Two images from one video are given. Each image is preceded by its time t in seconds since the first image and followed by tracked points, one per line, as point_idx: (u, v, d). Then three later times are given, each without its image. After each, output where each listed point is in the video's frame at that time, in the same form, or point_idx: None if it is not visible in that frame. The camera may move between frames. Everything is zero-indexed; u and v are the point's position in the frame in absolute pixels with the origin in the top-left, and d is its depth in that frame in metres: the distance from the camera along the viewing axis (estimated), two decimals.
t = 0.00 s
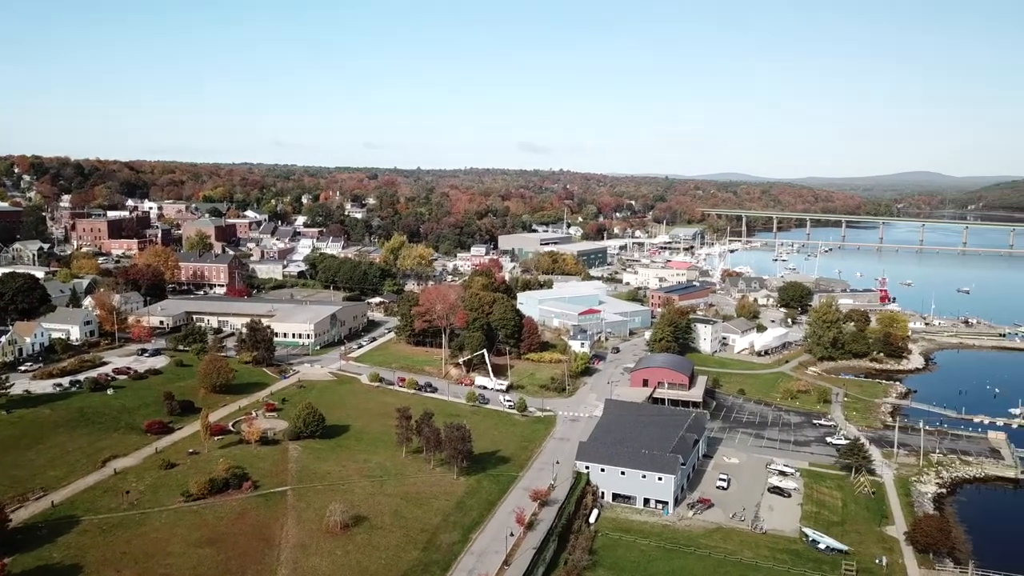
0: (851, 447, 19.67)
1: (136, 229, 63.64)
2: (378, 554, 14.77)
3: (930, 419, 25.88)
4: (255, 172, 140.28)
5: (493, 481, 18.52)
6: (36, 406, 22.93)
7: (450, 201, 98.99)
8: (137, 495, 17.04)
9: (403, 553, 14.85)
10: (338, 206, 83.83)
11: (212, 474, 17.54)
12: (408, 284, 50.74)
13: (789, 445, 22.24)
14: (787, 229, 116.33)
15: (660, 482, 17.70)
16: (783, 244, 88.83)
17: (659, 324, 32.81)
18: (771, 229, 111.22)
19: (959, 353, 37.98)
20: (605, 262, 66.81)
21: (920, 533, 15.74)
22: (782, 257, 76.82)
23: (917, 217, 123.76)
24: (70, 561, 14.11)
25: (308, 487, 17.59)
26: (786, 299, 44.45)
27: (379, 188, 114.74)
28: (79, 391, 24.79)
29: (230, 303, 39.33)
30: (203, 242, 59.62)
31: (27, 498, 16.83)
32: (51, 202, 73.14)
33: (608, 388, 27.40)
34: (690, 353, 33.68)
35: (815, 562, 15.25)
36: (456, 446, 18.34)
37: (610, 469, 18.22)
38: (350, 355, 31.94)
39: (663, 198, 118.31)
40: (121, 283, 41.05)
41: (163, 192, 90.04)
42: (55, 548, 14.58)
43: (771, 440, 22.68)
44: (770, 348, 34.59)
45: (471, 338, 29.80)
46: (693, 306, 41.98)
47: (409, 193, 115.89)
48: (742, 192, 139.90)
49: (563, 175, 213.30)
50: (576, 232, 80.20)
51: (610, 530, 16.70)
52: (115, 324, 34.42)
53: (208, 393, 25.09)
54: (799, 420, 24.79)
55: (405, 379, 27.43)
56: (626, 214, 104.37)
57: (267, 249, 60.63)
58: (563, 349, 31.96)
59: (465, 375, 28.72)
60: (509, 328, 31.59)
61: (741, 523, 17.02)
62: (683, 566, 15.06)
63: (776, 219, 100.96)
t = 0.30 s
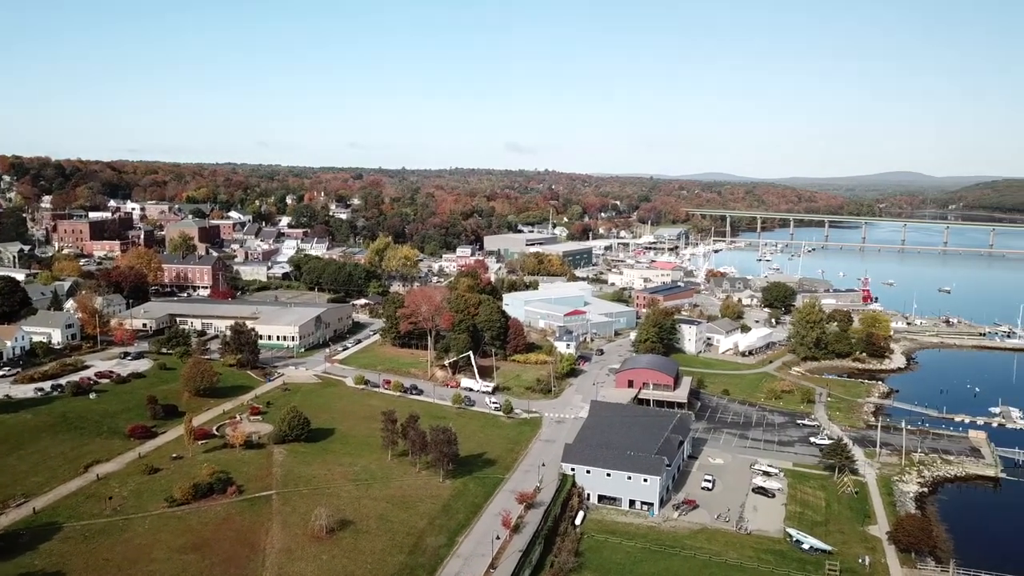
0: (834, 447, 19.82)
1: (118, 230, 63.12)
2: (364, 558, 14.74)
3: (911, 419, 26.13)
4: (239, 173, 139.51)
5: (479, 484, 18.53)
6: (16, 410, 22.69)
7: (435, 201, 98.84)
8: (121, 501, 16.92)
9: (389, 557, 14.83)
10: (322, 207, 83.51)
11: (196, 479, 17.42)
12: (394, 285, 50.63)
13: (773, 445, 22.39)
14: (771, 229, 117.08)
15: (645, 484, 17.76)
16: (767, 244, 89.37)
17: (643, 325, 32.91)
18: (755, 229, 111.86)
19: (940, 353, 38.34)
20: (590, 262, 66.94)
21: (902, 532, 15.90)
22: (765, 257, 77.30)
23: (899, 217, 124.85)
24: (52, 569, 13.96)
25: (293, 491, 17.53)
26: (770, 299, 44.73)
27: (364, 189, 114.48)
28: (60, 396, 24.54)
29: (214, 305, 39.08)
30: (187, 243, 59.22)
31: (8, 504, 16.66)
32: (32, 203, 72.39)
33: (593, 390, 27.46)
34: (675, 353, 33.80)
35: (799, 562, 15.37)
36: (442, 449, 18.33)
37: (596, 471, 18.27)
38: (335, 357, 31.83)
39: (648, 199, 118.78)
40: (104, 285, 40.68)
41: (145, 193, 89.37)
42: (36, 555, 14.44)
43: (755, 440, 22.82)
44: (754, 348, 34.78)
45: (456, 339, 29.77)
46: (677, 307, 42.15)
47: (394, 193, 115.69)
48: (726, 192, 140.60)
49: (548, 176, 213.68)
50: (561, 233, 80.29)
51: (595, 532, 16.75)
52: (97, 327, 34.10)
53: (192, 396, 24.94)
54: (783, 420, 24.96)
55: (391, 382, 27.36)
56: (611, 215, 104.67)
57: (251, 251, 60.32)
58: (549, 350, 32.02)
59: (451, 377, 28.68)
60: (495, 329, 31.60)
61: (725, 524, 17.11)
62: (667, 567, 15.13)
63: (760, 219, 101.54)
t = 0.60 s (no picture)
0: (816, 447, 19.97)
1: (98, 232, 62.47)
2: (349, 563, 14.70)
3: (892, 418, 26.39)
4: (221, 172, 138.51)
5: (464, 487, 18.53)
6: None
7: (420, 201, 98.66)
8: (102, 507, 16.77)
9: (374, 561, 14.80)
10: (306, 207, 83.12)
11: (179, 485, 17.30)
12: (378, 287, 50.51)
13: (757, 445, 22.53)
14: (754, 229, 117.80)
15: (630, 485, 17.83)
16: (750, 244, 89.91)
17: (628, 326, 33.01)
18: (738, 229, 112.50)
19: (920, 352, 38.71)
20: (574, 263, 67.05)
21: (883, 532, 16.05)
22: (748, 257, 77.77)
23: (879, 217, 125.97)
24: None
25: (277, 496, 17.45)
26: (753, 300, 45.01)
27: (347, 189, 114.05)
28: (40, 400, 24.27)
29: (197, 307, 38.79)
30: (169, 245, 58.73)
31: None
32: (11, 203, 71.51)
33: (578, 391, 27.52)
34: (659, 354, 33.92)
35: (782, 562, 15.48)
36: (427, 452, 18.31)
37: (581, 473, 18.31)
38: (319, 360, 31.71)
39: (632, 199, 119.15)
40: (84, 288, 40.26)
41: (126, 194, 88.53)
42: (16, 563, 14.28)
43: (739, 441, 22.96)
44: (738, 348, 34.98)
45: (441, 341, 29.72)
46: (661, 307, 42.32)
47: (378, 194, 115.39)
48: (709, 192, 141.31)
49: (533, 176, 213.92)
50: (545, 233, 80.36)
51: (581, 534, 16.80)
52: (77, 330, 33.73)
53: (174, 401, 24.75)
54: (766, 421, 25.11)
55: (375, 384, 27.29)
56: (595, 215, 104.92)
57: (234, 252, 59.92)
58: (534, 352, 32.07)
59: (436, 379, 28.65)
60: (480, 331, 31.60)
61: (709, 525, 17.20)
62: (652, 569, 15.19)
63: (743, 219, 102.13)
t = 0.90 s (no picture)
0: (798, 448, 20.13)
1: (78, 233, 61.87)
2: (333, 567, 14.65)
3: (873, 417, 26.64)
4: (202, 173, 137.63)
5: (449, 490, 18.52)
6: None
7: (404, 202, 98.49)
8: (83, 514, 16.61)
9: (358, 566, 14.76)
10: (289, 208, 82.75)
11: (161, 490, 17.17)
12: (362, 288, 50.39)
13: (740, 446, 22.66)
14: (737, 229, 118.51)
15: (614, 487, 17.90)
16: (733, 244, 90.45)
17: (612, 327, 33.09)
18: (721, 229, 113.11)
19: (901, 352, 39.09)
20: (559, 263, 67.19)
21: (865, 532, 16.19)
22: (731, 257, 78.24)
23: (860, 217, 127.10)
24: None
25: (260, 500, 17.36)
26: (736, 300, 45.28)
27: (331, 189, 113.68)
28: (19, 405, 23.99)
29: (178, 310, 38.51)
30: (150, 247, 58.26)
31: None
32: None
33: (563, 392, 27.57)
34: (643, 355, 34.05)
35: (765, 563, 15.58)
36: (412, 455, 18.28)
37: (565, 475, 18.36)
38: (302, 362, 31.56)
39: (616, 199, 119.49)
40: (64, 291, 39.85)
41: (107, 194, 87.76)
42: None
43: (722, 441, 23.09)
44: (721, 349, 35.17)
45: (425, 343, 29.67)
46: (645, 308, 42.47)
47: (362, 194, 114.68)
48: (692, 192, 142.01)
49: (517, 176, 214.11)
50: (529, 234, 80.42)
51: (565, 536, 16.84)
52: (58, 334, 33.36)
53: (156, 405, 24.57)
54: (749, 421, 25.27)
55: (360, 387, 27.22)
56: (579, 215, 105.16)
57: (217, 254, 59.56)
58: (518, 353, 32.11)
59: (420, 382, 28.60)
60: (464, 333, 31.58)
61: (693, 526, 17.30)
62: (636, 570, 15.26)
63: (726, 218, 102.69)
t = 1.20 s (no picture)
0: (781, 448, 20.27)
1: (58, 235, 61.27)
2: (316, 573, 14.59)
3: (855, 417, 26.86)
4: (184, 173, 136.70)
5: (433, 493, 18.50)
6: None
7: (388, 202, 98.28)
8: (64, 520, 16.45)
9: (342, 571, 14.70)
10: (272, 208, 82.38)
11: (143, 496, 17.03)
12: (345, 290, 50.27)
13: (724, 446, 22.78)
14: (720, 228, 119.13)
15: (598, 489, 17.96)
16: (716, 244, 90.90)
17: (596, 328, 33.16)
18: (704, 229, 113.66)
19: (882, 352, 39.43)
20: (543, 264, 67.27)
21: (847, 531, 16.34)
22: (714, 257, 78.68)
23: (841, 217, 128.13)
24: None
25: (244, 505, 17.26)
26: (719, 300, 45.52)
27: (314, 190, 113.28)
28: None
29: (160, 312, 38.20)
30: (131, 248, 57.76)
31: None
32: None
33: (547, 393, 27.60)
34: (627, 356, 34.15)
35: (748, 563, 15.68)
36: (396, 459, 18.23)
37: (550, 477, 18.40)
38: (285, 365, 31.40)
39: (600, 199, 119.79)
40: (44, 294, 39.45)
41: (87, 195, 86.96)
42: None
43: (706, 442, 23.20)
44: (704, 349, 35.34)
45: (410, 345, 29.60)
46: (628, 309, 42.60)
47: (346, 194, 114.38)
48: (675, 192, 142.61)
49: (501, 176, 214.09)
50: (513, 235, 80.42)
51: (550, 538, 16.87)
52: (37, 337, 33.02)
53: (137, 409, 24.37)
54: (732, 421, 25.40)
55: (344, 390, 27.13)
56: (563, 215, 105.34)
57: (199, 256, 59.18)
58: (503, 355, 32.13)
59: (404, 384, 28.53)
60: (449, 335, 31.55)
61: (677, 527, 17.38)
62: (621, 572, 15.30)
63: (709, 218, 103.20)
